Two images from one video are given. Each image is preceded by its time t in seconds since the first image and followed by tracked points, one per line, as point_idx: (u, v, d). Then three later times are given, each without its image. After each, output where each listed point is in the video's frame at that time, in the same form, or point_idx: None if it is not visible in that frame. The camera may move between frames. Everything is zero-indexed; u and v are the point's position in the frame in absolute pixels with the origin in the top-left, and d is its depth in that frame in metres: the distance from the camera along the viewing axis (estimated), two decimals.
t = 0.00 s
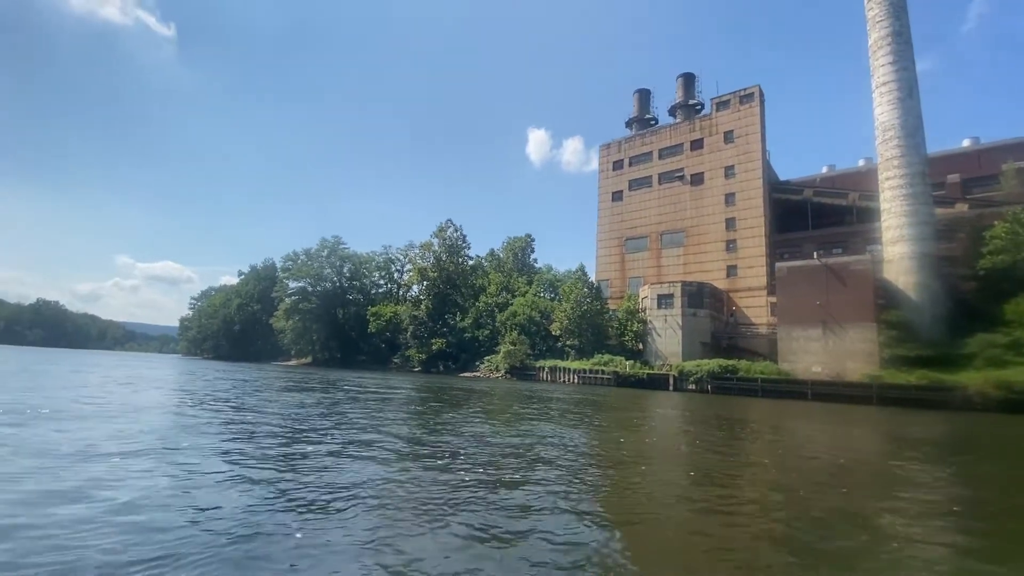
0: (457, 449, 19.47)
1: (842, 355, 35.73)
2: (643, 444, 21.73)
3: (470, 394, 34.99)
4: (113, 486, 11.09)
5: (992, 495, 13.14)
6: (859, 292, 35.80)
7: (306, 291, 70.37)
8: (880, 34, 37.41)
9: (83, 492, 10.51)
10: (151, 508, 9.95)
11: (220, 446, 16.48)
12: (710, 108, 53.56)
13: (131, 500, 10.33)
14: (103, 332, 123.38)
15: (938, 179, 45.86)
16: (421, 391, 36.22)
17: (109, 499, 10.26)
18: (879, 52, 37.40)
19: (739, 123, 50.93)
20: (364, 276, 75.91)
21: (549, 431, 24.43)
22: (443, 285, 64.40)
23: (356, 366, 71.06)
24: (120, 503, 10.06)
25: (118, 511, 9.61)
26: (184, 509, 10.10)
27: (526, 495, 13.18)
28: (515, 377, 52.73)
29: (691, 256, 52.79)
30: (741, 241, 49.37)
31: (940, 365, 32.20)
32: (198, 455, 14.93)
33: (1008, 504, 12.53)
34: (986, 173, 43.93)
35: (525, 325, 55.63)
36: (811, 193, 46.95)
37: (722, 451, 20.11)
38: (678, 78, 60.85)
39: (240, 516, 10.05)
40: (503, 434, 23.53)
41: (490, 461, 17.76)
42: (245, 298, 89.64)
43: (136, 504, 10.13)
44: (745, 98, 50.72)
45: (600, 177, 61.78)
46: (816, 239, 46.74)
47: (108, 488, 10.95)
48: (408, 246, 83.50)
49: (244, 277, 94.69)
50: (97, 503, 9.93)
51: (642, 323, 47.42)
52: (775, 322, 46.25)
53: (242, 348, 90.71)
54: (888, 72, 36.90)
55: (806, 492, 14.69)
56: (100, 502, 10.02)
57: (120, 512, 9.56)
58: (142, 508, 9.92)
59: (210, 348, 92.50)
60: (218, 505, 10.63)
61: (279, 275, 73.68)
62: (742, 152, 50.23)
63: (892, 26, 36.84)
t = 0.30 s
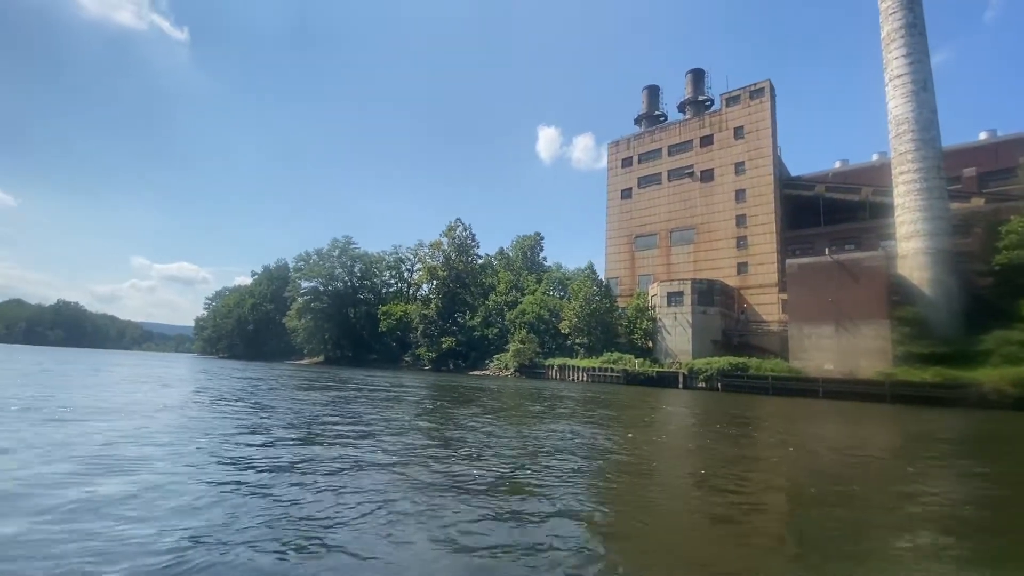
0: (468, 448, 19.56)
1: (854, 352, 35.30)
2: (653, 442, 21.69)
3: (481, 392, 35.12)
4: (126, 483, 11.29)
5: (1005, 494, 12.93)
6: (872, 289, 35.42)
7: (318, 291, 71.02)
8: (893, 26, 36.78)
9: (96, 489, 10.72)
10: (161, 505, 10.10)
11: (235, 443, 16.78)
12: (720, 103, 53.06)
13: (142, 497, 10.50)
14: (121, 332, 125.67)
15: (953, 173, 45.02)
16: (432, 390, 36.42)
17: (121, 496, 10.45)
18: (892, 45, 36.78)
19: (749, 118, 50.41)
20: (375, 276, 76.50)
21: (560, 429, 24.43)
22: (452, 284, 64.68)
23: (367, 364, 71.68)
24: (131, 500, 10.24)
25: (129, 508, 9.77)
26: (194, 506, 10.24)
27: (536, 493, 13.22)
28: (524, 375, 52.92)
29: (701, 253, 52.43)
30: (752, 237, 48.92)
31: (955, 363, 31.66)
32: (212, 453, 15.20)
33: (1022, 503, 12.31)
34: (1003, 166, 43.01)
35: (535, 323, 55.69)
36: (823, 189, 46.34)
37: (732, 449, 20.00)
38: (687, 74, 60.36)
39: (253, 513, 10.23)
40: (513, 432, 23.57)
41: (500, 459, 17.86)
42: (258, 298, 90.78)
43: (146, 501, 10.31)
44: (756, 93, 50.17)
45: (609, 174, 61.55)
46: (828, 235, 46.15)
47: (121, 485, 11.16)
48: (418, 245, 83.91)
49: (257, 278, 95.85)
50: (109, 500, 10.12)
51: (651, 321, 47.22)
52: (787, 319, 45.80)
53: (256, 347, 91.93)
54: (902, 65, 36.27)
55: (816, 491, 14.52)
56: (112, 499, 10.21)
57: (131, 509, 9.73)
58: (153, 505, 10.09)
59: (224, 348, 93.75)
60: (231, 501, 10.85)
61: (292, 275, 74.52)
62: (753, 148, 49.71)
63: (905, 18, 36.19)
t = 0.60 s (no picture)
0: (479, 447, 19.52)
1: (866, 350, 34.80)
2: (662, 440, 21.63)
3: (491, 391, 35.20)
4: (140, 482, 11.48)
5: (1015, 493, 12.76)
6: (884, 285, 34.89)
7: (328, 291, 71.69)
8: (905, 18, 36.16)
9: (111, 488, 10.91)
10: (174, 503, 10.26)
11: (249, 441, 17.06)
12: (729, 99, 52.58)
13: (156, 495, 10.68)
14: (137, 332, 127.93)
15: (968, 167, 44.21)
16: (444, 389, 36.54)
17: (136, 494, 10.64)
18: (904, 37, 36.16)
19: (758, 114, 49.89)
20: (385, 275, 77.08)
21: (571, 428, 24.39)
22: (461, 283, 64.95)
23: (377, 363, 72.28)
24: (145, 499, 10.42)
25: (143, 506, 9.94)
26: (206, 505, 10.39)
27: (549, 492, 13.20)
28: (532, 374, 53.10)
29: (710, 251, 52.04)
30: (762, 234, 48.47)
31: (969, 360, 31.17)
32: (227, 451, 15.45)
33: None
34: (1020, 159, 42.14)
35: (543, 322, 55.73)
36: (834, 185, 45.78)
37: (742, 448, 19.89)
38: (696, 70, 59.90)
39: (264, 511, 10.36)
40: (524, 431, 23.55)
41: (510, 457, 17.91)
42: (270, 298, 91.89)
43: (158, 499, 10.50)
44: (765, 89, 49.62)
45: (617, 172, 61.28)
46: (839, 232, 45.58)
47: (134, 483, 11.38)
48: (427, 245, 84.28)
49: (269, 278, 96.86)
50: (124, 498, 10.31)
51: (660, 319, 47.03)
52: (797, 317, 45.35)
53: (268, 347, 93.09)
54: (914, 57, 35.64)
55: (827, 490, 14.36)
56: (126, 497, 10.39)
57: (144, 507, 9.89)
58: (165, 503, 10.25)
59: (237, 347, 94.96)
60: (241, 499, 11.06)
61: (303, 275, 75.31)
62: (762, 144, 49.20)
63: (918, 10, 35.57)
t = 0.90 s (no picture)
0: (489, 446, 19.53)
1: (875, 347, 34.19)
2: (671, 439, 21.57)
3: (500, 390, 35.24)
4: (157, 482, 11.71)
5: None
6: (894, 282, 34.41)
7: (338, 291, 72.30)
8: (915, 12, 35.68)
9: (127, 487, 11.13)
10: (187, 503, 10.43)
11: (262, 441, 17.30)
12: (736, 96, 52.21)
13: (171, 495, 10.89)
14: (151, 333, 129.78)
15: (982, 162, 43.53)
16: (454, 388, 36.64)
17: (153, 494, 10.85)
18: (914, 31, 35.68)
19: (767, 110, 49.49)
20: (393, 275, 77.55)
21: (581, 428, 24.30)
22: (469, 282, 65.21)
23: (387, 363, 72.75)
24: (161, 498, 10.62)
25: (159, 505, 10.15)
26: (219, 504, 10.55)
27: (558, 492, 13.21)
28: (540, 373, 53.18)
29: (719, 249, 51.73)
30: (771, 231, 48.09)
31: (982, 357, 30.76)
32: (240, 451, 15.67)
33: None
34: None
35: (551, 321, 55.78)
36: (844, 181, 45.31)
37: (752, 447, 19.79)
38: (703, 66, 59.57)
39: (275, 509, 10.52)
40: (534, 430, 23.52)
41: (519, 457, 17.88)
42: (281, 299, 92.87)
43: (172, 497, 10.78)
44: (773, 85, 49.22)
45: (624, 170, 61.12)
46: (850, 228, 45.10)
47: (149, 481, 11.67)
48: (435, 245, 84.61)
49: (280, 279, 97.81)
50: (142, 498, 10.52)
51: (668, 318, 46.89)
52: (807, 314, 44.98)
53: (279, 347, 94.04)
54: (924, 51, 35.18)
55: (838, 489, 14.27)
56: (142, 496, 10.61)
57: (160, 506, 10.10)
58: (180, 502, 10.43)
59: (248, 348, 95.98)
60: (253, 497, 11.29)
61: (313, 276, 76.01)
62: (771, 141, 48.80)
63: (928, 3, 35.06)
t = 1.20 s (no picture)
0: (497, 446, 19.52)
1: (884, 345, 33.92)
2: (678, 439, 21.51)
3: (507, 390, 35.25)
4: (165, 480, 11.92)
5: None
6: (899, 281, 33.88)
7: (346, 292, 72.84)
8: (924, 6, 35.23)
9: (136, 486, 11.37)
10: (194, 502, 10.61)
11: (270, 441, 17.44)
12: (743, 93, 51.83)
13: (180, 493, 11.13)
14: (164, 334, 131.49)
15: (994, 157, 42.86)
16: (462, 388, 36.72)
17: (161, 492, 11.07)
18: (923, 25, 35.22)
19: (774, 107, 49.09)
20: (401, 276, 77.96)
21: (589, 427, 24.21)
22: (476, 282, 65.42)
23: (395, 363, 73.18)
24: (171, 496, 10.87)
25: (167, 503, 10.36)
26: (225, 502, 10.72)
27: (565, 491, 13.21)
28: (547, 372, 53.22)
29: (726, 247, 51.43)
30: (779, 229, 47.73)
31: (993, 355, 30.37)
32: (250, 450, 15.82)
33: None
34: None
35: (557, 320, 55.80)
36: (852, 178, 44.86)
37: (759, 445, 19.71)
38: (709, 64, 59.25)
39: (283, 509, 10.66)
40: (542, 430, 23.47)
41: (527, 457, 17.85)
42: (291, 300, 93.72)
43: (182, 495, 11.01)
44: (780, 81, 48.80)
45: (630, 169, 60.93)
46: (859, 225, 44.66)
47: (159, 480, 11.92)
48: (442, 245, 84.93)
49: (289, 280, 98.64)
50: (152, 496, 10.77)
51: (675, 316, 46.72)
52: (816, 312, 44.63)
53: (289, 347, 94.90)
54: (933, 46, 34.73)
55: (846, 487, 14.18)
56: (149, 495, 10.81)
57: (166, 504, 10.29)
58: (186, 500, 10.62)
59: (258, 348, 96.86)
60: (260, 495, 11.47)
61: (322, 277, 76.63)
62: (778, 138, 48.41)
63: None
